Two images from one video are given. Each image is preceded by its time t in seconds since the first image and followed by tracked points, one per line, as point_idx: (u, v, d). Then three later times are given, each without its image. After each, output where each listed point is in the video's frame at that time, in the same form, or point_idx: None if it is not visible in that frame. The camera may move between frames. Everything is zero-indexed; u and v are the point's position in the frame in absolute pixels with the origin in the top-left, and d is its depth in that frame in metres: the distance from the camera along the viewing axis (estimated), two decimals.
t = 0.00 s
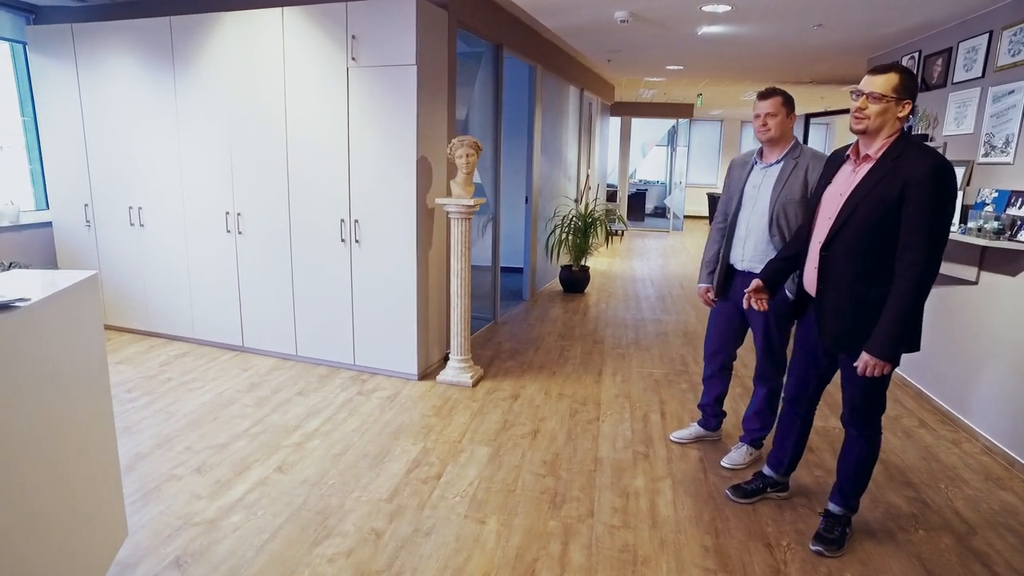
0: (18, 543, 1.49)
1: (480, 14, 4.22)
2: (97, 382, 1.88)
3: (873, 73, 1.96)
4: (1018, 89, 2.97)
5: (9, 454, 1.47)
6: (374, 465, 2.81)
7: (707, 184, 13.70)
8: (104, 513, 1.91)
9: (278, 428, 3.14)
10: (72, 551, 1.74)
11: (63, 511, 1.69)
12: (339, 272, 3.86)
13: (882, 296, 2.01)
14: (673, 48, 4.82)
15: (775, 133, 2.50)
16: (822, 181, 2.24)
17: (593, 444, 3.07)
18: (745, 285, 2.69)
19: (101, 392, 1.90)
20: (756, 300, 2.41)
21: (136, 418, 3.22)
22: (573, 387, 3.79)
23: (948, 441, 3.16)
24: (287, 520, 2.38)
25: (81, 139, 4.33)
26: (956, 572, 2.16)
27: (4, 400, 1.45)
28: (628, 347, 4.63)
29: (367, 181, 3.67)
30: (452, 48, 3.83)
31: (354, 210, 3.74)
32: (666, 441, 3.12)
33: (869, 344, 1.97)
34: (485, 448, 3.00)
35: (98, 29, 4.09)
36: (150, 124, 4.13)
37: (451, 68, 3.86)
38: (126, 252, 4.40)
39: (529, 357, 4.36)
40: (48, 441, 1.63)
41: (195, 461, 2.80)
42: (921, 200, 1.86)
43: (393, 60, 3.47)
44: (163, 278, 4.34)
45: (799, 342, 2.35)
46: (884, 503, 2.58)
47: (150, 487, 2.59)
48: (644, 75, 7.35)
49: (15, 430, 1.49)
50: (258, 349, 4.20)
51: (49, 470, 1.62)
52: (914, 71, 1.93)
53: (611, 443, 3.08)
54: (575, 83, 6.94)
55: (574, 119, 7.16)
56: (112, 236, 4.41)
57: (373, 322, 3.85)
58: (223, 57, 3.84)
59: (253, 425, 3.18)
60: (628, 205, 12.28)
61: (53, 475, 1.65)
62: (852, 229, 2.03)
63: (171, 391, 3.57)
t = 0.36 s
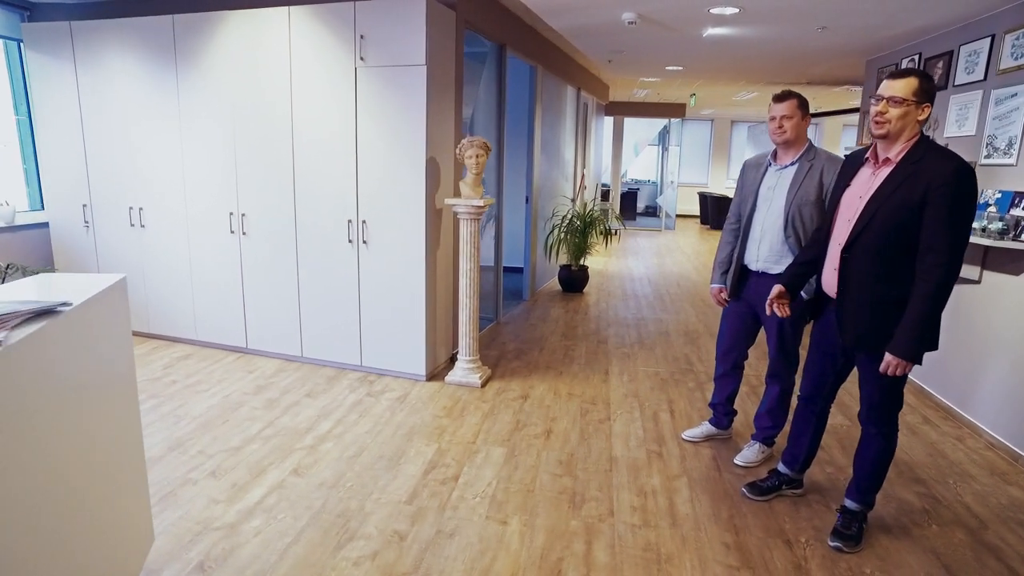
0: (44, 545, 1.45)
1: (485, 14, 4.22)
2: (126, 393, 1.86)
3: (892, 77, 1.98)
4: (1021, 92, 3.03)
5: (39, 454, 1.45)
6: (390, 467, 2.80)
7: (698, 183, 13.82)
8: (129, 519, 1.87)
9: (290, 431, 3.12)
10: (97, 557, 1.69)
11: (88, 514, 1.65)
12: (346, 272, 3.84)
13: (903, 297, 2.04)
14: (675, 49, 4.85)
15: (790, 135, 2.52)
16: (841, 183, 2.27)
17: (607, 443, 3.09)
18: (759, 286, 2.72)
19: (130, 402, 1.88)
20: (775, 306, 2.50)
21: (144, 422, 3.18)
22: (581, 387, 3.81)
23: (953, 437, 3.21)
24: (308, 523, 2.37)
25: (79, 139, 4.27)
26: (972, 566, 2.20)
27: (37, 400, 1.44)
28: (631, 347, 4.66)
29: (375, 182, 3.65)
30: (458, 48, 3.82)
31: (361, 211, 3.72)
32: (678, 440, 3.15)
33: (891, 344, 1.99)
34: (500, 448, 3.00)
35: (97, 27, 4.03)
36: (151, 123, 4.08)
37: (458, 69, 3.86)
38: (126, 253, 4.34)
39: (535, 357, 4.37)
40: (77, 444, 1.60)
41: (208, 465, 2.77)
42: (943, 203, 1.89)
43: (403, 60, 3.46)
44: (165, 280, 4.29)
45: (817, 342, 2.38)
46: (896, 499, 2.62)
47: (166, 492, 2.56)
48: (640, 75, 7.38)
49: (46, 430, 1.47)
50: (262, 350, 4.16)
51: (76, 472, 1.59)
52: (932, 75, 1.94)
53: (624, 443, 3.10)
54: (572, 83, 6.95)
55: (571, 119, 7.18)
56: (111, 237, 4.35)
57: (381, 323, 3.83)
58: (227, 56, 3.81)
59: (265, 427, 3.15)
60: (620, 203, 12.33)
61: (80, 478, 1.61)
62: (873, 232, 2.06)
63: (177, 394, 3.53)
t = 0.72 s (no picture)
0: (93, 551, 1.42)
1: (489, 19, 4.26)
2: (161, 393, 1.85)
3: (901, 87, 2.06)
4: (1014, 99, 3.14)
5: (95, 458, 1.44)
6: (405, 469, 2.83)
7: (687, 184, 13.98)
8: (165, 519, 1.87)
9: (302, 434, 3.14)
10: (140, 557, 1.69)
11: (134, 515, 1.65)
12: (352, 275, 3.85)
13: (911, 299, 2.12)
14: (674, 53, 4.92)
15: (797, 142, 2.59)
16: (849, 189, 2.34)
17: (616, 443, 3.15)
18: (766, 289, 2.79)
19: (163, 402, 1.87)
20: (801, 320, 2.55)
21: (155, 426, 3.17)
22: (586, 388, 3.87)
23: (950, 433, 3.31)
24: (329, 525, 2.39)
25: (79, 142, 4.24)
26: (975, 557, 2.29)
27: (94, 404, 1.44)
28: (632, 347, 4.73)
29: (383, 185, 3.68)
30: (464, 53, 3.86)
31: (369, 214, 3.74)
32: (685, 439, 3.21)
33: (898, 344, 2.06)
34: (512, 449, 3.05)
35: (99, 29, 4.01)
36: (154, 126, 4.06)
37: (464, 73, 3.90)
38: (127, 257, 4.32)
39: (538, 358, 4.42)
40: (123, 446, 1.60)
41: (224, 469, 2.78)
42: (951, 210, 1.97)
43: (411, 65, 3.49)
44: (167, 284, 4.28)
45: (826, 344, 2.45)
46: (899, 494, 2.71)
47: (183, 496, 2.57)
48: (634, 78, 7.47)
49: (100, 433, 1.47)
50: (267, 353, 4.17)
51: (123, 473, 1.59)
52: (939, 85, 2.02)
53: (633, 442, 3.16)
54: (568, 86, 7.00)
55: (567, 121, 7.23)
56: (112, 240, 4.32)
57: (387, 325, 3.86)
58: (233, 59, 3.81)
59: (277, 431, 3.17)
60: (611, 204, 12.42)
61: (126, 480, 1.61)
62: (883, 236, 2.13)
63: (185, 398, 3.53)
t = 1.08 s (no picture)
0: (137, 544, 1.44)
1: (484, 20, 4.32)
2: (185, 386, 1.86)
3: (890, 92, 2.16)
4: (991, 102, 3.30)
5: (136, 454, 1.45)
6: (412, 463, 2.89)
7: (669, 182, 14.18)
8: (189, 517, 1.87)
9: (307, 431, 3.17)
10: (172, 553, 1.70)
11: (164, 515, 1.65)
12: (351, 274, 3.89)
13: (904, 293, 2.23)
14: (664, 55, 5.02)
15: (791, 143, 2.69)
16: (843, 188, 2.45)
17: (616, 435, 3.23)
18: (761, 284, 2.89)
19: (187, 396, 1.88)
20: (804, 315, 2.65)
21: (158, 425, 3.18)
22: (583, 382, 3.95)
23: (932, 421, 3.45)
24: (342, 518, 2.44)
25: (72, 141, 4.20)
26: (961, 536, 2.42)
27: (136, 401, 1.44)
28: (625, 343, 4.83)
29: (382, 184, 3.71)
30: (461, 53, 3.91)
31: (368, 213, 3.78)
32: (682, 431, 3.31)
33: (894, 336, 2.17)
34: (515, 442, 3.12)
35: (92, 28, 3.98)
36: (149, 125, 4.05)
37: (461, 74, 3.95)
38: (122, 257, 4.29)
39: (534, 354, 4.50)
40: (155, 446, 1.59)
41: (232, 466, 2.81)
42: (941, 208, 2.09)
43: (411, 66, 3.53)
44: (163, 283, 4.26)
45: (821, 336, 2.56)
46: (888, 479, 2.83)
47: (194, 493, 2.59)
48: (620, 78, 7.58)
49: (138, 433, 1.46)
50: (265, 352, 4.18)
51: (154, 473, 1.59)
52: (926, 89, 2.13)
53: (632, 434, 3.25)
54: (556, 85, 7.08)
55: (555, 121, 7.31)
56: (106, 240, 4.29)
57: (387, 323, 3.89)
58: (230, 59, 3.81)
59: (282, 428, 3.20)
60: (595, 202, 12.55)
61: (157, 480, 1.60)
62: (877, 234, 2.24)
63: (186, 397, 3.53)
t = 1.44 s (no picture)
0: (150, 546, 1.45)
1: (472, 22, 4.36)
2: (191, 385, 1.86)
3: (872, 96, 2.27)
4: (963, 105, 3.44)
5: (148, 459, 1.46)
6: (408, 459, 2.92)
7: (649, 182, 14.35)
8: (196, 517, 1.88)
9: (302, 430, 3.19)
10: (182, 551, 1.72)
11: (174, 516, 1.66)
12: (342, 273, 3.90)
13: (886, 288, 2.33)
14: (648, 57, 5.11)
15: (776, 143, 2.78)
16: (827, 188, 2.55)
17: (608, 430, 3.30)
18: (748, 280, 2.98)
19: (193, 396, 1.88)
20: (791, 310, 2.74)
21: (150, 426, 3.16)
22: (573, 379, 4.01)
23: (910, 412, 3.57)
24: (343, 515, 2.47)
25: (55, 140, 4.14)
26: (939, 520, 2.53)
27: (147, 406, 1.45)
28: (611, 340, 4.91)
29: (373, 184, 3.73)
30: (451, 54, 3.95)
31: (359, 213, 3.79)
32: (671, 425, 3.39)
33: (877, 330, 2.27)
34: (509, 438, 3.17)
35: (76, 25, 3.93)
36: (135, 125, 4.01)
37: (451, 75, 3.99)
38: (107, 257, 4.25)
39: (522, 352, 4.55)
40: (165, 450, 1.60)
41: (228, 466, 2.81)
42: (920, 207, 2.19)
43: (402, 67, 3.56)
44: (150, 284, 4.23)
45: (807, 330, 2.65)
46: (869, 468, 2.94)
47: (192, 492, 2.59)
48: (603, 79, 7.67)
49: (149, 441, 1.47)
50: (254, 352, 4.17)
51: (165, 477, 1.60)
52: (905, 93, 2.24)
53: (622, 429, 3.32)
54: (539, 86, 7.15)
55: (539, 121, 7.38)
56: (92, 240, 4.24)
57: (378, 322, 3.91)
58: (219, 59, 3.80)
59: (276, 427, 3.20)
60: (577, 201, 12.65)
61: (167, 483, 1.62)
62: (860, 231, 2.34)
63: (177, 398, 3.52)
